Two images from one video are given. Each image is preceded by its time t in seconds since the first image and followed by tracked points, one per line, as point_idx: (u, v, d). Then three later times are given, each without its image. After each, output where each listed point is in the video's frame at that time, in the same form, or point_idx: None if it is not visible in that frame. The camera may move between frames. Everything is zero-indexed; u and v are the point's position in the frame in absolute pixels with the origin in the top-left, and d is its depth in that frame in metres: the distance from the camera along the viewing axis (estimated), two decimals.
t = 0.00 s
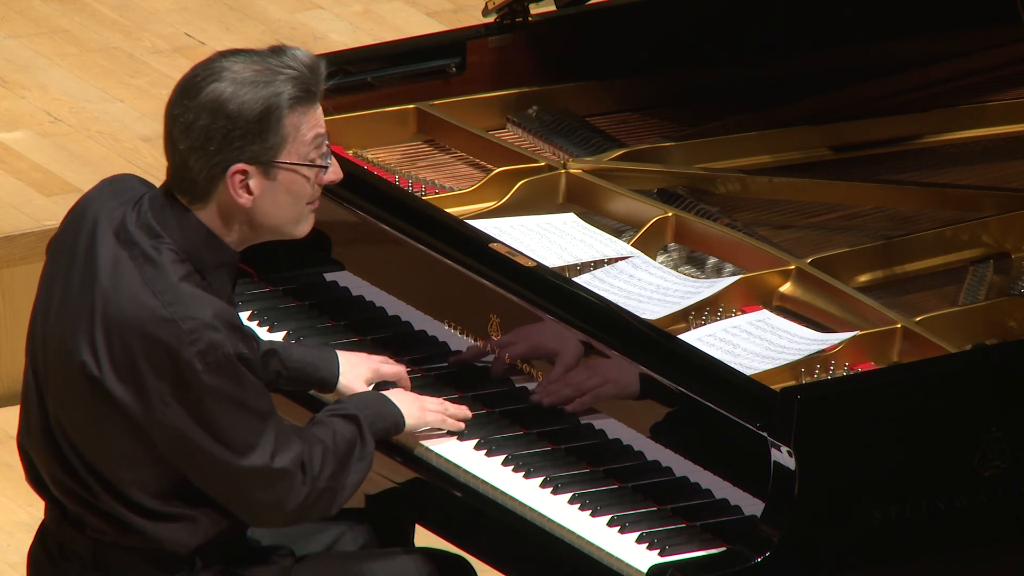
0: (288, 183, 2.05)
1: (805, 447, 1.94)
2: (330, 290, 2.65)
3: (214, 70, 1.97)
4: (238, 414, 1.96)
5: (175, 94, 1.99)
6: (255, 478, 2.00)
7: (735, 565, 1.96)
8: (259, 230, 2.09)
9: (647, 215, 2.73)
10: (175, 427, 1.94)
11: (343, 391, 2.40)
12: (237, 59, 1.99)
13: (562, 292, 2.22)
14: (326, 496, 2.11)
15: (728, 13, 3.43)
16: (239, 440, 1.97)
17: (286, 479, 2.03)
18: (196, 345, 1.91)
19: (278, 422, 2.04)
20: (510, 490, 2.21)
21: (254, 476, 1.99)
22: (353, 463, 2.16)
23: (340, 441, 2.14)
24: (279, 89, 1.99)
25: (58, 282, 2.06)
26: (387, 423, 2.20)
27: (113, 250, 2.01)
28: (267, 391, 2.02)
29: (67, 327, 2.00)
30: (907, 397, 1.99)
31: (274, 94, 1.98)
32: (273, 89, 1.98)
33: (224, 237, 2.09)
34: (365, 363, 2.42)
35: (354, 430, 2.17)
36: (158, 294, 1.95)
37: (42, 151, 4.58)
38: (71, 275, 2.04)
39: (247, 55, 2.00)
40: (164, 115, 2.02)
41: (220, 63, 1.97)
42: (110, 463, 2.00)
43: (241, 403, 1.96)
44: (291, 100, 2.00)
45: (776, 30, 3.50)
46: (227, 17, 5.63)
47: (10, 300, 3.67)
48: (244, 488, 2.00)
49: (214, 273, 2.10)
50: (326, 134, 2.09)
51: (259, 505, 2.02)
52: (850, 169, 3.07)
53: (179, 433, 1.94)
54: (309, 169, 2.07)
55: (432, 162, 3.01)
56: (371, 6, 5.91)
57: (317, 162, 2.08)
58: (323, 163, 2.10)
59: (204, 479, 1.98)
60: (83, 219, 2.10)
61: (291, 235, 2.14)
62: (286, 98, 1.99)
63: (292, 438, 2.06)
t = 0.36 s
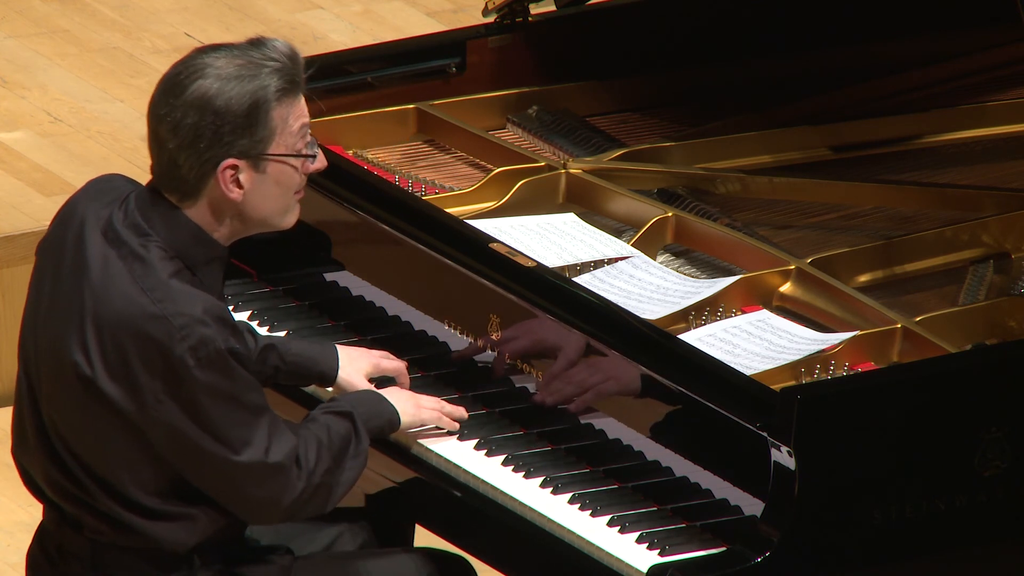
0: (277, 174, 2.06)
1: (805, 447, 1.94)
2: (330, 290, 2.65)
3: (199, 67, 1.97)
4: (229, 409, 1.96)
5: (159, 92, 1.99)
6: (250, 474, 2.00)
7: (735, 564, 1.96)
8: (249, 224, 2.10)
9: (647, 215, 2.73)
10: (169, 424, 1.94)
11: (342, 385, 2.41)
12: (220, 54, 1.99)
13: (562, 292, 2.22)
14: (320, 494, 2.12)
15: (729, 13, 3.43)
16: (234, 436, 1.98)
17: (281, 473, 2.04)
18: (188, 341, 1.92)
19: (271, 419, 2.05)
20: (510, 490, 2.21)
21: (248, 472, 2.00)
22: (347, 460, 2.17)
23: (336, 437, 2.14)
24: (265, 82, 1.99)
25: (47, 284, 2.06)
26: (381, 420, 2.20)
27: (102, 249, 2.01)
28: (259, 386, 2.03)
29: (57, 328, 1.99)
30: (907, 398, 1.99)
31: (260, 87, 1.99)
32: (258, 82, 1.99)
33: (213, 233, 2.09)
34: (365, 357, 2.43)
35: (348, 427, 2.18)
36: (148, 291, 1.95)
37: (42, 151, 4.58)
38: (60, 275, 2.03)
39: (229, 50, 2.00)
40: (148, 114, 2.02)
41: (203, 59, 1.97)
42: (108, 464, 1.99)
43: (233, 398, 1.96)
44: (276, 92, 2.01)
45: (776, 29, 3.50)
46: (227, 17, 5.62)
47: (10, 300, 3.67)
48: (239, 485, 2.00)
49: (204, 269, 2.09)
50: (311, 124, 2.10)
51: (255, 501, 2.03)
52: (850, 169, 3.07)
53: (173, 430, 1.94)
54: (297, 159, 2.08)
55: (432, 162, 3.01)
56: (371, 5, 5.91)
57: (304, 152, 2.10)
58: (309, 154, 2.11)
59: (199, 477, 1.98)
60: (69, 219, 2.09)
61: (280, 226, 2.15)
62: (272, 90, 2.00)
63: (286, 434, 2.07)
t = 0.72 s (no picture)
0: (263, 166, 2.05)
1: (805, 447, 1.94)
2: (330, 290, 2.65)
3: (181, 59, 1.96)
4: (222, 404, 1.96)
5: (143, 86, 1.98)
6: (245, 470, 2.01)
7: (735, 565, 1.96)
8: (237, 217, 2.09)
9: (647, 215, 2.73)
10: (165, 418, 1.94)
11: (341, 391, 2.41)
12: (203, 46, 1.98)
13: (562, 292, 2.21)
14: (315, 493, 2.12)
15: (729, 14, 3.43)
16: (230, 432, 1.97)
17: (277, 468, 2.04)
18: (180, 335, 1.91)
19: (264, 413, 2.05)
20: (510, 490, 2.21)
21: (243, 466, 2.00)
22: (343, 462, 2.17)
23: (331, 437, 2.15)
24: (247, 73, 1.99)
25: (39, 285, 2.05)
26: (379, 427, 2.22)
27: (93, 248, 2.01)
28: (253, 381, 2.02)
29: (51, 329, 1.99)
30: (907, 397, 1.99)
31: (242, 78, 1.98)
32: (241, 73, 1.98)
33: (202, 227, 2.08)
34: (362, 363, 2.44)
35: (344, 429, 2.19)
36: (139, 286, 1.95)
37: (42, 151, 4.58)
38: (52, 276, 2.03)
39: (211, 42, 1.99)
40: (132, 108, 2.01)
41: (186, 51, 1.96)
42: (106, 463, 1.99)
43: (226, 392, 1.96)
44: (260, 83, 2.00)
45: (777, 29, 3.50)
46: (227, 17, 5.62)
47: (10, 299, 3.67)
48: (235, 480, 2.01)
49: (196, 263, 2.09)
50: (296, 116, 2.10)
51: (252, 496, 2.03)
52: (850, 169, 3.07)
53: (169, 424, 1.95)
54: (282, 151, 2.07)
55: (432, 162, 3.01)
56: (371, 5, 5.92)
57: (290, 144, 2.09)
58: (295, 146, 2.10)
59: (195, 473, 1.99)
60: (60, 219, 2.09)
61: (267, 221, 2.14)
62: (254, 81, 1.99)
63: (282, 429, 2.07)
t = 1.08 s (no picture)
0: (252, 160, 2.05)
1: (805, 448, 1.94)
2: (330, 290, 2.65)
3: (167, 53, 1.96)
4: (217, 399, 1.96)
5: (131, 82, 1.98)
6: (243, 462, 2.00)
7: (735, 565, 1.95)
8: (228, 213, 2.09)
9: (647, 215, 2.73)
10: (160, 414, 1.94)
11: (335, 387, 2.41)
12: (189, 41, 1.98)
13: (563, 292, 2.21)
14: (310, 489, 2.13)
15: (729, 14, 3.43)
16: (225, 426, 1.97)
17: (274, 463, 2.05)
18: (173, 331, 1.91)
19: (258, 406, 2.05)
20: (509, 490, 2.21)
21: (238, 461, 2.00)
22: (337, 459, 2.18)
23: (327, 434, 2.16)
24: (234, 66, 1.99)
25: (31, 286, 2.05)
26: (374, 424, 2.23)
27: (83, 247, 2.00)
28: (247, 376, 2.02)
29: (45, 330, 1.98)
30: (907, 397, 1.99)
31: (229, 71, 1.98)
32: (227, 66, 1.98)
33: (194, 223, 2.08)
34: (357, 359, 2.45)
35: (340, 426, 2.19)
36: (131, 283, 1.94)
37: (42, 151, 4.58)
38: (44, 277, 2.02)
39: (197, 36, 1.99)
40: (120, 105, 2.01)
41: (173, 46, 1.96)
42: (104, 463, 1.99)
43: (220, 387, 1.96)
44: (246, 76, 2.00)
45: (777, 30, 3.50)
46: (227, 17, 5.62)
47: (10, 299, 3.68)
48: (234, 472, 2.00)
49: (187, 259, 2.08)
50: (284, 109, 2.10)
51: (250, 491, 2.03)
52: (850, 169, 3.07)
53: (166, 419, 1.94)
54: (270, 144, 2.07)
55: (432, 162, 3.01)
56: (371, 5, 5.91)
57: (278, 137, 2.09)
58: (283, 139, 2.10)
59: (191, 469, 1.99)
60: (50, 220, 2.09)
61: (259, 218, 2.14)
62: (241, 74, 1.99)
63: (277, 425, 2.08)
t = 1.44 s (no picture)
0: (242, 152, 2.05)
1: (805, 448, 1.94)
2: (330, 290, 2.65)
3: (153, 49, 1.96)
4: (211, 394, 1.95)
5: (117, 80, 1.98)
6: (243, 456, 2.01)
7: (735, 565, 1.95)
8: (220, 208, 2.09)
9: (647, 215, 2.73)
10: (156, 412, 1.94)
11: (335, 387, 2.42)
12: (174, 35, 1.98)
13: (564, 293, 2.21)
14: (308, 485, 2.13)
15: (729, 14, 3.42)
16: (221, 422, 1.97)
17: (271, 457, 2.05)
18: (166, 328, 1.91)
19: (254, 402, 2.04)
20: (509, 489, 2.21)
21: (235, 457, 2.00)
22: (336, 456, 2.18)
23: (325, 431, 2.16)
24: (219, 59, 1.98)
25: (26, 288, 2.05)
26: (374, 424, 2.23)
27: (75, 247, 2.00)
28: (241, 370, 2.02)
29: (40, 331, 1.98)
30: (907, 398, 1.99)
31: (215, 64, 1.98)
32: (213, 59, 1.98)
33: (187, 219, 2.08)
34: (357, 359, 2.46)
35: (338, 423, 2.19)
36: (123, 281, 1.94)
37: (42, 151, 4.59)
38: (38, 278, 2.02)
39: (182, 30, 1.99)
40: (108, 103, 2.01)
41: (158, 42, 1.96)
42: (103, 463, 1.99)
43: (214, 381, 1.95)
44: (233, 68, 2.00)
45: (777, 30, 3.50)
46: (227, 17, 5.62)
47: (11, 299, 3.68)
48: (233, 466, 2.01)
49: (180, 255, 2.09)
50: (271, 101, 2.10)
51: (249, 486, 2.03)
52: (850, 169, 3.07)
53: (162, 416, 1.94)
54: (259, 136, 2.07)
55: (432, 162, 3.01)
56: (371, 5, 5.91)
57: (267, 129, 2.09)
58: (273, 131, 2.10)
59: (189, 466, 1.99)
60: (43, 221, 2.09)
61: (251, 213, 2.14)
62: (227, 67, 1.99)
63: (273, 420, 2.08)
